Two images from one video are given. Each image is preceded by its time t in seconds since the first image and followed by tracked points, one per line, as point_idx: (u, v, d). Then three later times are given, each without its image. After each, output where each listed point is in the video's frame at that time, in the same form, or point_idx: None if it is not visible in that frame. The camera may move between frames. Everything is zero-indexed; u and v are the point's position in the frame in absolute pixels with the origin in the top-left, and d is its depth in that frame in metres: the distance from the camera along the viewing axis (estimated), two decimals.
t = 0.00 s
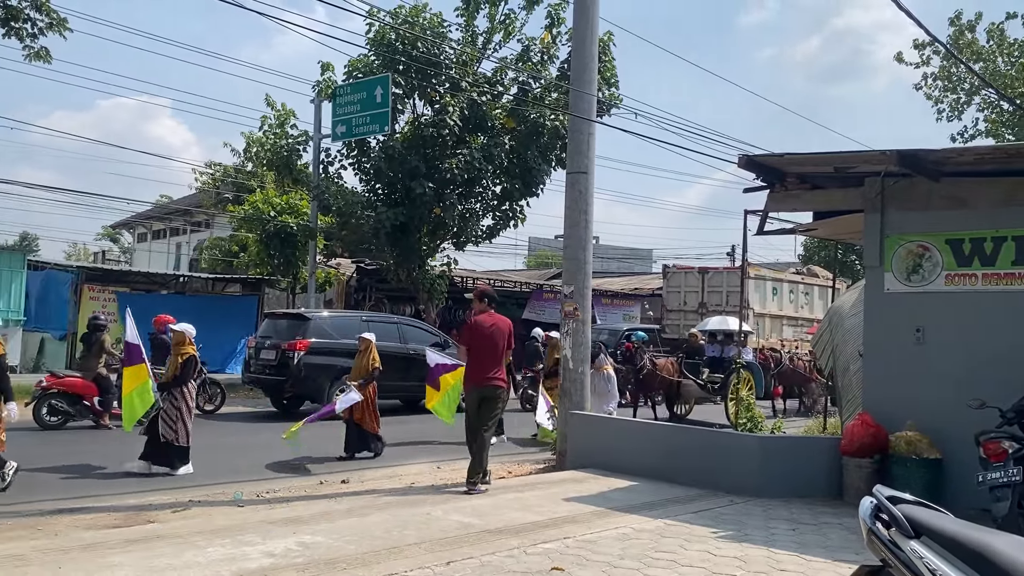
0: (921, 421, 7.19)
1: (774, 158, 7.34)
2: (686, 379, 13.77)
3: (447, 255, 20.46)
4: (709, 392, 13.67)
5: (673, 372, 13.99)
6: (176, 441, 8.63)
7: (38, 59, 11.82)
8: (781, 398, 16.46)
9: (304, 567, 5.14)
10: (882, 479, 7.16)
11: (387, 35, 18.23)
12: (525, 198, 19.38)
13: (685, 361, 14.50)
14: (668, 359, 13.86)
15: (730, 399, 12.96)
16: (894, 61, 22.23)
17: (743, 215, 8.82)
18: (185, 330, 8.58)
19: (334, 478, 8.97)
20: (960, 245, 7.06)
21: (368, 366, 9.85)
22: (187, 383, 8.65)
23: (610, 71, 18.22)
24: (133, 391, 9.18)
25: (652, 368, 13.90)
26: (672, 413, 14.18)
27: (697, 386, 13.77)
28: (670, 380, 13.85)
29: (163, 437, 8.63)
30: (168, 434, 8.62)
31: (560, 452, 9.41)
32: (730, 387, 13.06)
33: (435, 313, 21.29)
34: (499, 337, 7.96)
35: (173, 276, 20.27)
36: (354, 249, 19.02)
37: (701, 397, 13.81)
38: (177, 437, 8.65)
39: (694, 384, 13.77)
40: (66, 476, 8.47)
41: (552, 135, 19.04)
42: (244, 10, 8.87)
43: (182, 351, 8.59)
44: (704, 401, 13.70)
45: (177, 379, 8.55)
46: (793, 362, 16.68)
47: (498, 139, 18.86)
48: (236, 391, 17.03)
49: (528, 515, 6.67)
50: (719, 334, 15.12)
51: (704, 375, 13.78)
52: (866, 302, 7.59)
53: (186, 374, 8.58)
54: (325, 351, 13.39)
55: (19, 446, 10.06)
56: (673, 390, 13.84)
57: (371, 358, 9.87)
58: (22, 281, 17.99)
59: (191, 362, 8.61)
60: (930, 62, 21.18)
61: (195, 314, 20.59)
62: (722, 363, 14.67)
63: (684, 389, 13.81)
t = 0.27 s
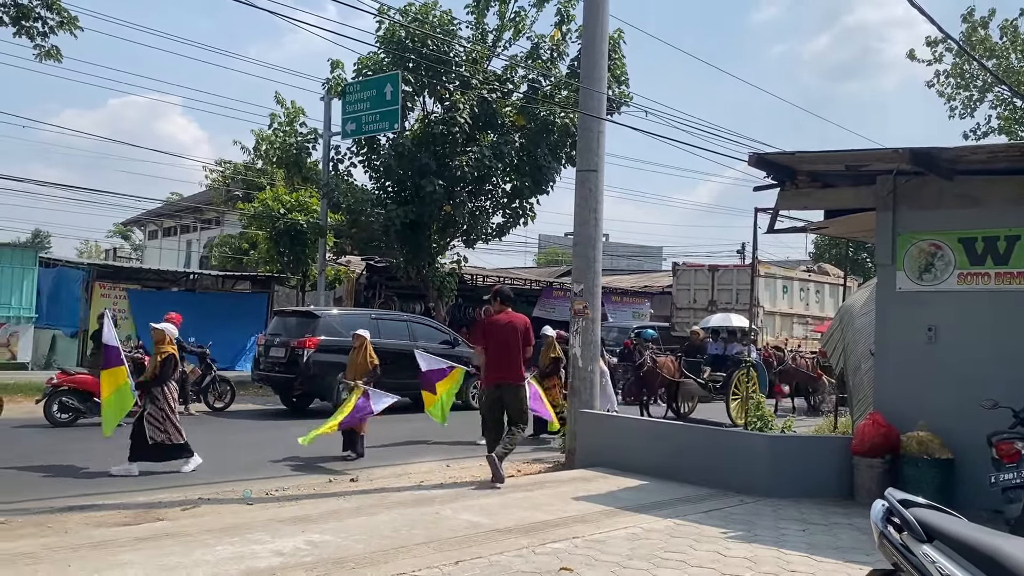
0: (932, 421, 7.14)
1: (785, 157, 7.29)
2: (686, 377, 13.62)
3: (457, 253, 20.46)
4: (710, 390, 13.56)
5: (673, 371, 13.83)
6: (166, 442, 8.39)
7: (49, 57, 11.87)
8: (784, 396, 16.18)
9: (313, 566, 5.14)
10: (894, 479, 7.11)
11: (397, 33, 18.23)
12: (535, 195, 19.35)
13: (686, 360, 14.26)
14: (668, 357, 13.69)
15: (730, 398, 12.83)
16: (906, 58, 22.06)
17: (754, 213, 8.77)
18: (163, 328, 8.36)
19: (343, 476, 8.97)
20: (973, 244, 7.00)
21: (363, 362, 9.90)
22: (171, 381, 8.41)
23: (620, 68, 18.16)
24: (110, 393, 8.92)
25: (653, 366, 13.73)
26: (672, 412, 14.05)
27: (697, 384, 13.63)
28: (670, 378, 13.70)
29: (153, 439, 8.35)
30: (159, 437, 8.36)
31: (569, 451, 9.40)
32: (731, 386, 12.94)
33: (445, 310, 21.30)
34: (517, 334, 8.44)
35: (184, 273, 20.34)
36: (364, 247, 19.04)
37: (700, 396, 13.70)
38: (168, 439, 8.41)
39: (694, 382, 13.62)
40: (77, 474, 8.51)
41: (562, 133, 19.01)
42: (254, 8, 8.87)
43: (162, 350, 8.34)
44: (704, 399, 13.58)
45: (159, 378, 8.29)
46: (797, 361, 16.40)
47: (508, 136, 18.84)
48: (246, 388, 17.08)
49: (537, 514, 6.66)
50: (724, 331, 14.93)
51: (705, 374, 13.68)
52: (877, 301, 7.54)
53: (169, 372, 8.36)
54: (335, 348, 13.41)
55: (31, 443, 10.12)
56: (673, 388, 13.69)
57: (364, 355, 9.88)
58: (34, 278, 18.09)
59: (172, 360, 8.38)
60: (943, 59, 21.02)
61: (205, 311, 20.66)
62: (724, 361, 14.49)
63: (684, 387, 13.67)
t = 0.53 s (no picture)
0: (938, 419, 7.10)
1: (791, 152, 7.24)
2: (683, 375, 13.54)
3: (462, 250, 20.43)
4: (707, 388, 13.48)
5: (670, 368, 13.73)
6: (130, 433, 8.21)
7: (54, 53, 11.87)
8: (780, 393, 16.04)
9: (314, 562, 5.13)
10: (899, 477, 7.07)
11: (402, 29, 18.20)
12: (541, 192, 19.31)
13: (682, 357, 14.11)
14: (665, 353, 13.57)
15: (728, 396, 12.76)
16: (914, 55, 21.93)
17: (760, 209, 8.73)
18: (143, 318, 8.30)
19: (346, 473, 8.96)
20: (980, 241, 6.95)
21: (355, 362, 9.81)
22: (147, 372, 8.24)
23: (625, 64, 18.11)
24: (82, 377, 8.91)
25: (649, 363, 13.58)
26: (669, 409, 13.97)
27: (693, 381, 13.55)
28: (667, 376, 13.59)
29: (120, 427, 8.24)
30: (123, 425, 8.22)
31: (573, 448, 9.37)
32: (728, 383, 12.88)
33: (450, 307, 21.28)
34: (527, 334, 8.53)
35: (189, 269, 20.37)
36: (368, 243, 19.03)
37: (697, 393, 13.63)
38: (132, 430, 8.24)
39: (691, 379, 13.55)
40: (80, 469, 8.51)
41: (567, 129, 18.97)
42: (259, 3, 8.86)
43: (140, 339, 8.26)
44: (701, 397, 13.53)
45: (135, 368, 8.16)
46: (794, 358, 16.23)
47: (513, 133, 18.81)
48: (250, 384, 17.09)
49: (540, 510, 6.64)
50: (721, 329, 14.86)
51: (702, 371, 13.63)
52: (884, 298, 7.49)
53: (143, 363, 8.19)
54: (339, 345, 13.40)
55: (35, 438, 10.13)
56: (670, 386, 13.60)
57: (355, 355, 9.79)
58: (40, 274, 18.13)
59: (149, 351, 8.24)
60: (950, 56, 20.91)
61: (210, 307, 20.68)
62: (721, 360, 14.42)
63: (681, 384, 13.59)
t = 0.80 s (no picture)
0: (941, 414, 7.08)
1: (794, 147, 7.22)
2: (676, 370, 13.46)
3: (464, 246, 20.42)
4: (701, 384, 13.40)
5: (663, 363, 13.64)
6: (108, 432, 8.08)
7: (56, 46, 11.85)
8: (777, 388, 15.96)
9: (316, 555, 5.13)
10: (902, 472, 7.06)
11: (405, 23, 18.17)
12: (543, 187, 19.29)
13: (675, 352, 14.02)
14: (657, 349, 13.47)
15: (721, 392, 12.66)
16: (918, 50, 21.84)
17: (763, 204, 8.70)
18: (121, 314, 8.16)
19: (348, 467, 8.96)
20: (984, 236, 6.93)
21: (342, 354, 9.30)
22: (126, 369, 8.11)
23: (628, 58, 18.07)
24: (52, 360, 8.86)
25: (641, 358, 13.56)
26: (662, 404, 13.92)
27: (687, 376, 13.47)
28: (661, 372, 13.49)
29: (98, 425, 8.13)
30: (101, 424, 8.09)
31: (575, 442, 9.37)
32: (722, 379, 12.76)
33: (453, 303, 21.30)
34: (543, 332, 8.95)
35: (192, 264, 20.38)
36: (371, 239, 19.02)
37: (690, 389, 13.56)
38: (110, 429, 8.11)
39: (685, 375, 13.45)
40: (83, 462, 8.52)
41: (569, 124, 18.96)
42: None
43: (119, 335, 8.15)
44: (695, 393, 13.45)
45: (113, 364, 8.04)
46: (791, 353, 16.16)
47: (516, 128, 18.79)
48: (253, 379, 17.11)
49: (542, 505, 6.63)
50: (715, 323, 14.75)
51: (696, 367, 13.51)
52: (887, 293, 7.47)
53: (121, 360, 8.05)
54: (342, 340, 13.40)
55: (39, 432, 10.15)
56: (663, 381, 13.51)
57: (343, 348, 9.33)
58: (43, 268, 18.15)
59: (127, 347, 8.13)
60: (955, 51, 20.83)
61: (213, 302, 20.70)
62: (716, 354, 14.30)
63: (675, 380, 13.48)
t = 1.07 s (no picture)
0: (942, 410, 7.09)
1: (795, 143, 7.21)
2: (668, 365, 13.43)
3: (466, 242, 20.42)
4: (693, 379, 13.33)
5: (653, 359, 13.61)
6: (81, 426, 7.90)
7: (57, 42, 11.85)
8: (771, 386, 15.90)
9: (318, 550, 5.14)
10: (903, 467, 7.07)
11: (406, 19, 18.16)
12: (544, 183, 19.29)
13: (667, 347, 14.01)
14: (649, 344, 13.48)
15: (713, 388, 12.85)
16: (919, 46, 21.80)
17: (764, 200, 8.70)
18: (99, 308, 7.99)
19: (349, 463, 8.97)
20: (985, 232, 6.92)
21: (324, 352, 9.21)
22: (99, 365, 7.89)
23: (629, 54, 18.06)
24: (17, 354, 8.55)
25: (632, 354, 13.58)
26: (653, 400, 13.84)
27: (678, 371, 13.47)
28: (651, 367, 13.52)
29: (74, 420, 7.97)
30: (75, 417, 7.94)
31: (577, 438, 9.39)
32: (714, 375, 12.97)
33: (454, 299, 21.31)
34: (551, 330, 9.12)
35: (193, 260, 20.40)
36: (372, 235, 19.03)
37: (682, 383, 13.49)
38: (82, 424, 7.92)
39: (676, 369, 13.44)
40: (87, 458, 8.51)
41: (570, 120, 18.97)
42: None
43: (95, 329, 7.96)
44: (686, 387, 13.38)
45: (86, 359, 7.86)
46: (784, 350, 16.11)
47: (517, 123, 18.79)
48: (254, 375, 17.13)
49: (544, 500, 6.65)
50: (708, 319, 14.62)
51: (688, 362, 13.49)
52: (888, 289, 7.47)
53: (94, 355, 7.85)
54: (342, 336, 13.41)
55: (40, 428, 10.16)
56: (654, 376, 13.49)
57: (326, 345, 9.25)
58: (44, 264, 18.16)
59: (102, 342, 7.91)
60: (956, 47, 20.80)
61: (214, 298, 20.71)
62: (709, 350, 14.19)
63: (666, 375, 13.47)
